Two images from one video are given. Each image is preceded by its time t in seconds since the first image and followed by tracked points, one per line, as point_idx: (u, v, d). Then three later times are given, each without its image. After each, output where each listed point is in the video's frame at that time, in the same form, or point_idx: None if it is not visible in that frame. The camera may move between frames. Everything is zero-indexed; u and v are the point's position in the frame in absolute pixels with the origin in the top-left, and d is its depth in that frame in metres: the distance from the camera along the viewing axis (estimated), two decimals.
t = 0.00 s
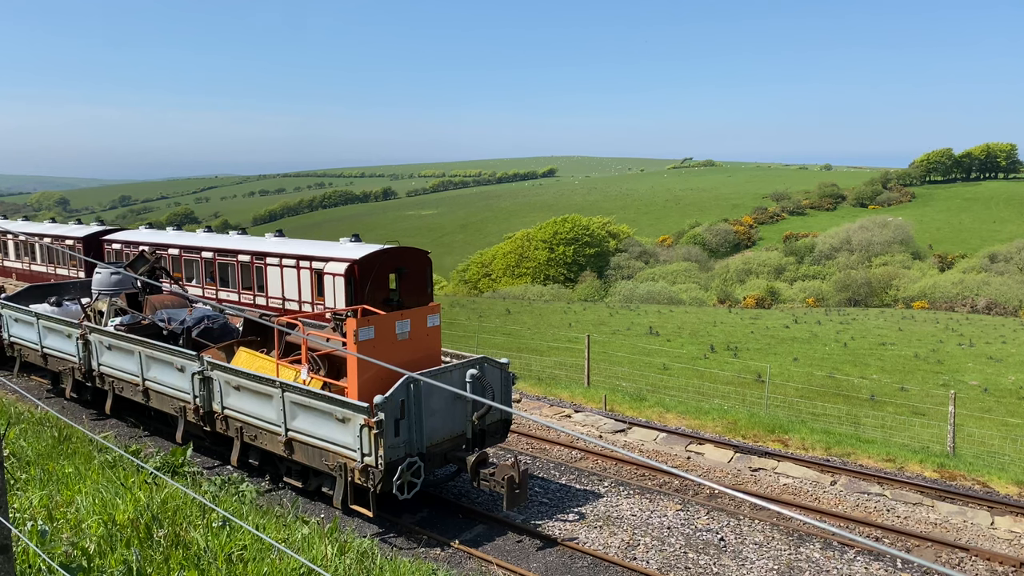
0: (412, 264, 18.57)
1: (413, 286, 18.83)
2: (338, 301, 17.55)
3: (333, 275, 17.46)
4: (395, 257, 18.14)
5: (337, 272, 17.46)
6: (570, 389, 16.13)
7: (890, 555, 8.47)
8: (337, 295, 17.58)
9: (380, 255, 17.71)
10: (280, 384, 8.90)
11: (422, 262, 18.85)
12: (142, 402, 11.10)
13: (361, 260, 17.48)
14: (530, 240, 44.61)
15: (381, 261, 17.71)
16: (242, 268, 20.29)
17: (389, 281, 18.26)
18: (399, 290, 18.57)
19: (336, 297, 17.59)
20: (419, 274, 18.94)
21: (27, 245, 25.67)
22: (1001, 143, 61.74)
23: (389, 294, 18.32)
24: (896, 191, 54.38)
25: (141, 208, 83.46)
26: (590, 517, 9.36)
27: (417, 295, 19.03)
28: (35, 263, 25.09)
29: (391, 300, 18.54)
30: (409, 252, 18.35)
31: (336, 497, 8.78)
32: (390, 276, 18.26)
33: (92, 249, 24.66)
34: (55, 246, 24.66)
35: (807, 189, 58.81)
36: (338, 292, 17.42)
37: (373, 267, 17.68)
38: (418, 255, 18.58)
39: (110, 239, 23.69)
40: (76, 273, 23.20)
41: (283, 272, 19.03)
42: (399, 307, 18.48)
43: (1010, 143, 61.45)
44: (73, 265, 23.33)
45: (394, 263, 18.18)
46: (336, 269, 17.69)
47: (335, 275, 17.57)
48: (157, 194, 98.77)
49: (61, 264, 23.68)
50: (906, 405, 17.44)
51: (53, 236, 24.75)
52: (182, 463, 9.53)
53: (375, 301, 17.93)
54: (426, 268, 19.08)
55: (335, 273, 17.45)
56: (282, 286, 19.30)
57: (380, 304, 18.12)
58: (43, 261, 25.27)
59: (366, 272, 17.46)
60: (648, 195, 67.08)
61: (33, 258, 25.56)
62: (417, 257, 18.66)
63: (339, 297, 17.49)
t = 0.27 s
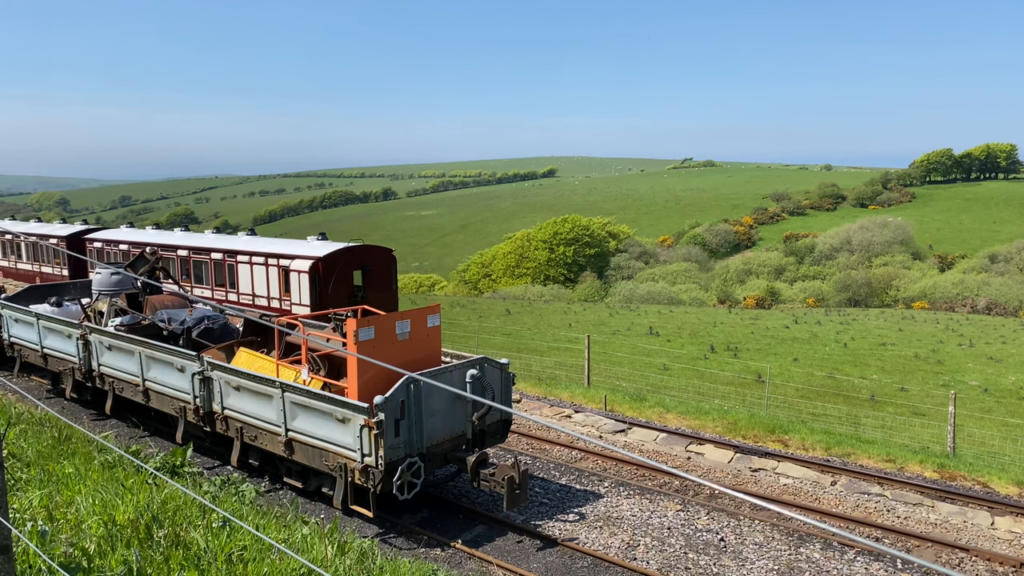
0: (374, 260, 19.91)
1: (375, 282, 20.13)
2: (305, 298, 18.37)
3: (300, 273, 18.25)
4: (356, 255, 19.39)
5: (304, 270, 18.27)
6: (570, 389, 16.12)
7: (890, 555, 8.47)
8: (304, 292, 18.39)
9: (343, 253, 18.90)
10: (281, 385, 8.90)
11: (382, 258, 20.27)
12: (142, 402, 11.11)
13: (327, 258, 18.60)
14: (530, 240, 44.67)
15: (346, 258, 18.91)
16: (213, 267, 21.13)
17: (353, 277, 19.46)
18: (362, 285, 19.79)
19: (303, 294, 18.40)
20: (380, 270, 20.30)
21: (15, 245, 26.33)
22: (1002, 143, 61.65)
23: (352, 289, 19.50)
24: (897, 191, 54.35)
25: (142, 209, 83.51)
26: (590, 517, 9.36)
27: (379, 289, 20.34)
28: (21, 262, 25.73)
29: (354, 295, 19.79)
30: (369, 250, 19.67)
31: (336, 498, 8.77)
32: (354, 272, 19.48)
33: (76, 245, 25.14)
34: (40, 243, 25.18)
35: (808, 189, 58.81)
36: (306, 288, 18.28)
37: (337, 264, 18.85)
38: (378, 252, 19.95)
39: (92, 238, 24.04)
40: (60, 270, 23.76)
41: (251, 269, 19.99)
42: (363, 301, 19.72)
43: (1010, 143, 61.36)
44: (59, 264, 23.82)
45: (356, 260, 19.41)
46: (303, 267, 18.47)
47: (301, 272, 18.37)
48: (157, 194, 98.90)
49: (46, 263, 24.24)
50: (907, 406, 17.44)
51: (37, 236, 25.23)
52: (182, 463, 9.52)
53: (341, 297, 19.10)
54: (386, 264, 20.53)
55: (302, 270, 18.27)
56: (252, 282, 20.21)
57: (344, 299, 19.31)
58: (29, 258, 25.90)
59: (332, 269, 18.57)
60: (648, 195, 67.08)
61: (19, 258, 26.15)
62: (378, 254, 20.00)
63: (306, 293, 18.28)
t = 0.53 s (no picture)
0: (343, 259, 20.06)
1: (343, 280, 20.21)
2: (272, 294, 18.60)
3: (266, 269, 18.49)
4: (324, 253, 19.47)
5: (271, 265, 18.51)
6: (570, 389, 16.14)
7: (891, 556, 8.46)
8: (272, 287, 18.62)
9: (310, 252, 19.04)
10: (281, 385, 8.90)
11: (352, 257, 20.39)
12: (142, 403, 11.11)
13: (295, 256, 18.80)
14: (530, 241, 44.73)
15: (312, 257, 19.07)
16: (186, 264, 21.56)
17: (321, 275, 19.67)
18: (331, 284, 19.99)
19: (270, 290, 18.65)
20: (349, 268, 20.41)
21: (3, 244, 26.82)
22: (1002, 143, 61.62)
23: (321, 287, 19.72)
24: (897, 191, 54.35)
25: (143, 209, 83.57)
26: (590, 518, 9.36)
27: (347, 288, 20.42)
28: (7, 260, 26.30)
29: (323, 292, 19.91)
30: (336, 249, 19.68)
31: (336, 498, 8.76)
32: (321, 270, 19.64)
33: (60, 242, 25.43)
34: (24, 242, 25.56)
35: (808, 190, 58.83)
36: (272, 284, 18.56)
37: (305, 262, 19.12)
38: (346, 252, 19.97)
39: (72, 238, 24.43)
40: (45, 269, 24.13)
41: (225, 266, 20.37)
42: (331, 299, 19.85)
43: (1011, 143, 61.31)
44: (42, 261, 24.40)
45: (324, 258, 19.50)
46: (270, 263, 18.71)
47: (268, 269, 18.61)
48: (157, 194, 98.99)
49: (32, 262, 24.73)
50: (907, 406, 17.44)
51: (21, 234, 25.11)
52: (182, 463, 9.52)
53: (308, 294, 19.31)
54: (355, 263, 20.62)
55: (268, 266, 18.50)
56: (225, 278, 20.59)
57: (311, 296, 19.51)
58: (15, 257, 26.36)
59: (298, 268, 18.79)
60: (649, 195, 67.10)
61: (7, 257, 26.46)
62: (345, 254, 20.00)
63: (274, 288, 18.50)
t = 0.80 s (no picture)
0: (314, 257, 20.36)
1: (312, 278, 20.42)
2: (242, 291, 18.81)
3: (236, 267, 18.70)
4: (295, 250, 19.82)
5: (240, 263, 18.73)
6: (570, 389, 16.14)
7: (891, 556, 8.46)
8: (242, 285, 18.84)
9: (280, 247, 19.33)
10: (281, 386, 8.90)
11: (323, 256, 20.68)
12: (142, 403, 11.11)
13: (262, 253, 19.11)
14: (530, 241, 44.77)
15: (282, 252, 19.34)
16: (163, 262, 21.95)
17: (290, 272, 19.89)
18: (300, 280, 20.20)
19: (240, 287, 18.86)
20: (320, 267, 20.68)
21: None
22: (1002, 144, 61.60)
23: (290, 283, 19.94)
24: (897, 191, 54.38)
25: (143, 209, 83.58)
26: (590, 518, 9.35)
27: (317, 287, 20.58)
28: None
29: (291, 289, 20.09)
30: (307, 245, 20.09)
31: (336, 498, 8.75)
32: (290, 268, 19.88)
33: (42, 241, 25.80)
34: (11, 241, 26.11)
35: (808, 190, 58.86)
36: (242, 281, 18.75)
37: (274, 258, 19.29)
38: (320, 249, 20.38)
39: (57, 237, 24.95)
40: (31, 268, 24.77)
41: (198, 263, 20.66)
42: (298, 297, 20.06)
43: (1011, 143, 61.29)
44: (28, 261, 25.01)
45: (294, 255, 19.80)
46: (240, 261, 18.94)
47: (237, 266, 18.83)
48: (157, 194, 99.14)
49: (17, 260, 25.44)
50: (907, 407, 17.44)
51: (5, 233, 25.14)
52: (183, 463, 9.51)
53: (275, 291, 19.49)
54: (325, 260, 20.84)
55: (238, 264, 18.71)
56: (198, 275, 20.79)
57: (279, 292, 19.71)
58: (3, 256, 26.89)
59: (267, 263, 19.01)
60: (649, 195, 67.15)
61: None
62: (317, 251, 20.37)
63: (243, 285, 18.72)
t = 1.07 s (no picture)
0: (286, 255, 20.41)
1: (284, 276, 20.49)
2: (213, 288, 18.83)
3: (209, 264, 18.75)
4: (267, 247, 19.88)
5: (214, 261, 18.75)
6: (571, 389, 16.16)
7: (890, 556, 8.46)
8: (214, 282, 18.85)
9: (251, 244, 19.35)
10: (281, 386, 8.90)
11: (295, 254, 20.73)
12: (142, 403, 11.12)
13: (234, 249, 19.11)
14: (530, 241, 44.79)
15: (254, 249, 19.37)
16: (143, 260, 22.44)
17: (262, 269, 19.90)
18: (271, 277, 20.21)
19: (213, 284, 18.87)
20: (292, 264, 20.71)
21: None
22: (1002, 144, 61.57)
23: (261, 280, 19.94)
24: (896, 191, 54.40)
25: (143, 209, 83.51)
26: (590, 518, 9.36)
27: (289, 284, 20.66)
28: None
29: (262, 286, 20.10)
30: (280, 243, 20.17)
31: (336, 498, 8.75)
32: (262, 265, 19.90)
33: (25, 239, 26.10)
34: None
35: (808, 190, 58.90)
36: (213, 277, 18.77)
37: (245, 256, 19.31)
38: (292, 246, 20.47)
39: (42, 234, 25.41)
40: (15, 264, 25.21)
41: (175, 261, 20.92)
42: (269, 293, 20.11)
43: (1011, 143, 61.26)
44: (14, 258, 25.42)
45: (266, 252, 19.84)
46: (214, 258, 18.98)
47: (210, 263, 18.86)
48: (157, 194, 99.25)
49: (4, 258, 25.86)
50: (907, 407, 17.44)
51: None
52: (183, 463, 9.52)
53: (246, 288, 19.51)
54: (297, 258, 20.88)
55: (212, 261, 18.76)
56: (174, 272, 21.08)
57: (250, 289, 19.72)
58: None
59: (239, 260, 19.03)
60: (649, 195, 67.16)
61: None
62: (289, 248, 20.45)
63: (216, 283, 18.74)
